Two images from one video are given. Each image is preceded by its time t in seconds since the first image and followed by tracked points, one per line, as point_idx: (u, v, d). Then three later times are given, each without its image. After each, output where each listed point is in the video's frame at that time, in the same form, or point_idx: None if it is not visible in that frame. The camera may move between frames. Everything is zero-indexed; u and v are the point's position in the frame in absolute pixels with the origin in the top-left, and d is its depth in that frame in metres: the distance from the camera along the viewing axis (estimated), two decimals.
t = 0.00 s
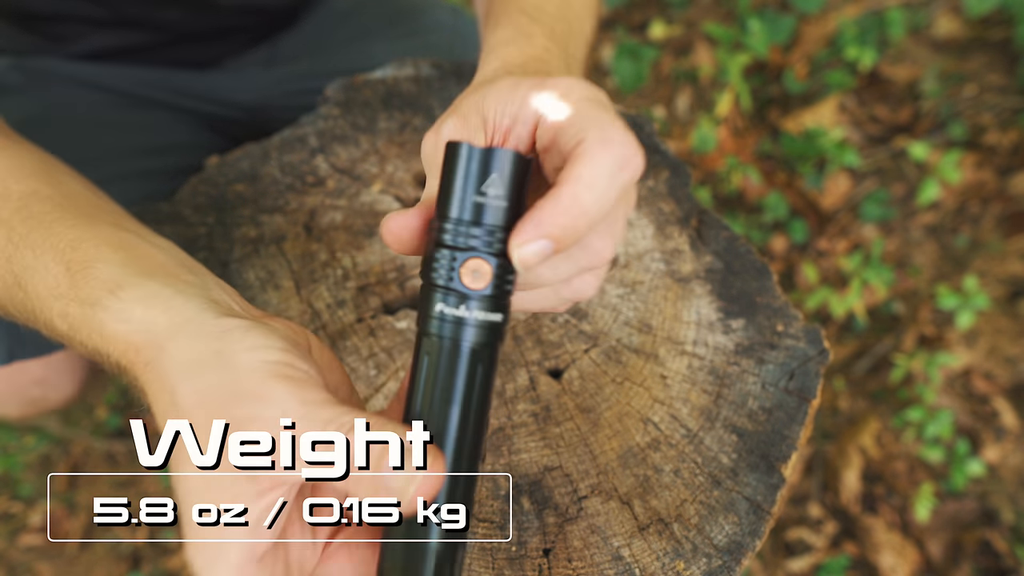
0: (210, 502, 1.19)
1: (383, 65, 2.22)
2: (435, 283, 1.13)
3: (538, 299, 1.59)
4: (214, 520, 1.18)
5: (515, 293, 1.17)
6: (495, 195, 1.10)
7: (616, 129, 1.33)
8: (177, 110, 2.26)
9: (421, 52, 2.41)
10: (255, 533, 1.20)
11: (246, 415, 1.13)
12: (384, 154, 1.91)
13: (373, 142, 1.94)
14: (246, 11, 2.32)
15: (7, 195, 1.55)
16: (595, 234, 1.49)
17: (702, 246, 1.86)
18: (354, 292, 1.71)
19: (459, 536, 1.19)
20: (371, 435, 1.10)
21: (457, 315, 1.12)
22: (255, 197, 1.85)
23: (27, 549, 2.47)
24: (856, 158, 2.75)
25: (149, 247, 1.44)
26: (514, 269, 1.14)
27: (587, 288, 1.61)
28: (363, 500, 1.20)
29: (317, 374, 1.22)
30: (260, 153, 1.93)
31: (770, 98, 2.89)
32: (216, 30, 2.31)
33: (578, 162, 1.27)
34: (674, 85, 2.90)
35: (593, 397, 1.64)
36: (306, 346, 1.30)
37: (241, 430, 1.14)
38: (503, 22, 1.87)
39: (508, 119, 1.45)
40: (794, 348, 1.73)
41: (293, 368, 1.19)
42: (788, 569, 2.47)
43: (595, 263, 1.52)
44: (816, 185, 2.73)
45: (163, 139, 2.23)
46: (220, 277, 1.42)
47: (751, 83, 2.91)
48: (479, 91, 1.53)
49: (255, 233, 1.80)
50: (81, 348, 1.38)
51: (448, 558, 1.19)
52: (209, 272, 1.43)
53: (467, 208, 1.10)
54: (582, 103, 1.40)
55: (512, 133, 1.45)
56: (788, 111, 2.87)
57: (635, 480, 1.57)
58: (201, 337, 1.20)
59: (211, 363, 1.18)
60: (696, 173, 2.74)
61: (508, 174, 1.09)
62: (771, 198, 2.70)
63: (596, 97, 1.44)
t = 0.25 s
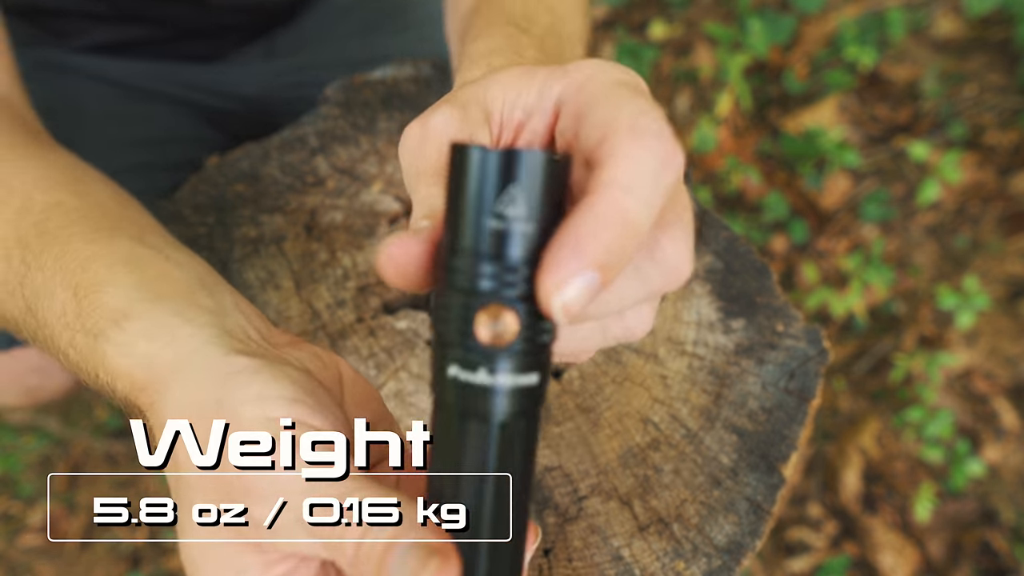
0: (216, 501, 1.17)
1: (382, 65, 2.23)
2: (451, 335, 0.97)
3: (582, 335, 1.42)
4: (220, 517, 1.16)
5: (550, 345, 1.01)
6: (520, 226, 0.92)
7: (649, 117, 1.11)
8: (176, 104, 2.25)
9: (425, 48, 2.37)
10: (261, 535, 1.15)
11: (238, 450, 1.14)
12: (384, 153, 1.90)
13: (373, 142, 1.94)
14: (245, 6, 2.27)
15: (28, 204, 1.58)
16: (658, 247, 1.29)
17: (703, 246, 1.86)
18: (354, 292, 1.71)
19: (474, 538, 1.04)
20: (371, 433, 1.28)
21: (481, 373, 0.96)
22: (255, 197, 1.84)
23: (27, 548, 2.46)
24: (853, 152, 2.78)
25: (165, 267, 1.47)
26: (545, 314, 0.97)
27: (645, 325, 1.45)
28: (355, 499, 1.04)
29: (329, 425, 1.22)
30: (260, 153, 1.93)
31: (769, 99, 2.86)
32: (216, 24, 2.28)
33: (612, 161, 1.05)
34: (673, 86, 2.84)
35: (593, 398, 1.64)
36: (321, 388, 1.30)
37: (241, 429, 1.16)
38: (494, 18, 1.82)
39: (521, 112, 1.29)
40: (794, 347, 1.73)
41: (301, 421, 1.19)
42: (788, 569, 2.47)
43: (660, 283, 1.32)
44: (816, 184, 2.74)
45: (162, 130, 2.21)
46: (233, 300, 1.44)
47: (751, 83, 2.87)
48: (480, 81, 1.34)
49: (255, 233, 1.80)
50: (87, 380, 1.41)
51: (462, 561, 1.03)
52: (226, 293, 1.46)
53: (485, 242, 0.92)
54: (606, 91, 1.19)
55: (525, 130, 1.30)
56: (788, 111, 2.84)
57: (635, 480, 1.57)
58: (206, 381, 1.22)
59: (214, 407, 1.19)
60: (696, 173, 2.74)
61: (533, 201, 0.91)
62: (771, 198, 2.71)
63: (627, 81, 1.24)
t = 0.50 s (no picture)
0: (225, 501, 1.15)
1: (382, 65, 2.24)
2: (471, 372, 0.92)
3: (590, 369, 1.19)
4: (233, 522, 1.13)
5: (570, 379, 0.96)
6: (545, 266, 0.86)
7: (657, 153, 1.04)
8: (177, 104, 2.24)
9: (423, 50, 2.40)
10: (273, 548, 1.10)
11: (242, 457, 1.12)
12: (383, 153, 1.90)
13: (373, 142, 1.94)
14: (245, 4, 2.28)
15: (42, 214, 1.58)
16: (680, 277, 1.04)
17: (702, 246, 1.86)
18: (354, 292, 1.71)
19: (488, 539, 1.00)
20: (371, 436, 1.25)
21: (501, 410, 0.91)
22: (255, 197, 1.85)
23: (28, 549, 2.45)
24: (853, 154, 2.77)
25: (175, 278, 1.49)
26: (568, 352, 0.91)
27: (657, 358, 1.21)
28: (356, 499, 1.04)
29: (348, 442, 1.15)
30: (261, 153, 1.93)
31: (769, 99, 2.85)
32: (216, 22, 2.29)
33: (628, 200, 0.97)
34: (673, 86, 2.82)
35: (594, 397, 1.64)
36: (337, 406, 1.24)
37: (241, 429, 1.15)
38: (485, 38, 1.84)
39: (533, 153, 1.20)
40: (794, 347, 1.73)
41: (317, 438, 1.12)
42: (788, 569, 2.42)
43: (676, 316, 1.08)
44: (815, 185, 2.73)
45: (163, 131, 2.21)
46: (244, 312, 1.45)
47: (751, 83, 2.85)
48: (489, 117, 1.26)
49: (255, 233, 1.80)
50: (100, 392, 1.43)
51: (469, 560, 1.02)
52: (237, 304, 1.47)
53: (508, 281, 0.86)
54: (617, 125, 1.10)
55: (539, 169, 1.20)
56: (788, 111, 2.83)
57: (635, 480, 1.57)
58: (219, 396, 1.19)
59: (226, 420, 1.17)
60: (696, 172, 2.73)
61: (558, 239, 0.86)
62: (771, 198, 2.70)
63: (636, 118, 1.15)
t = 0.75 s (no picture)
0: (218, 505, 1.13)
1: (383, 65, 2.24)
2: (466, 348, 0.93)
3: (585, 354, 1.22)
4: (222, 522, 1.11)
5: (566, 360, 0.97)
6: (544, 239, 0.87)
7: (659, 134, 1.02)
8: (178, 106, 2.25)
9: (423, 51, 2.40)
10: (259, 543, 1.09)
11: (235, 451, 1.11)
12: (383, 152, 1.90)
13: (372, 141, 1.93)
14: (245, 6, 2.28)
15: (38, 213, 1.58)
16: (676, 261, 1.05)
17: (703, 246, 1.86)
18: (354, 291, 1.71)
19: (478, 538, 0.99)
20: (371, 435, 1.26)
21: (496, 387, 0.91)
22: (255, 197, 1.85)
23: (28, 549, 2.45)
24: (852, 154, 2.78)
25: (166, 273, 1.48)
26: (565, 328, 0.92)
27: (653, 348, 1.24)
28: (356, 499, 1.02)
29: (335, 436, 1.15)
30: (261, 153, 1.93)
31: (769, 99, 2.84)
32: (217, 24, 2.29)
33: (632, 178, 0.96)
34: (673, 86, 2.82)
35: (594, 398, 1.64)
36: (328, 400, 1.24)
37: (241, 429, 1.13)
38: (492, 39, 1.84)
39: (534, 143, 1.19)
40: (794, 347, 1.73)
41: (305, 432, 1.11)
42: (788, 569, 2.41)
43: (677, 303, 1.08)
44: (814, 185, 2.73)
45: (164, 133, 2.21)
46: (238, 307, 1.45)
47: (751, 83, 2.85)
48: (493, 110, 1.25)
49: (255, 233, 1.80)
50: (91, 386, 1.43)
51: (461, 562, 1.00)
52: (231, 300, 1.47)
53: (508, 254, 0.87)
54: (617, 112, 1.08)
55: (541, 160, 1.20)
56: (788, 111, 2.83)
57: (635, 480, 1.57)
58: (208, 389, 1.19)
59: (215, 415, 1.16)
60: (697, 172, 2.73)
61: (558, 213, 0.87)
62: (771, 199, 2.70)
63: (638, 107, 1.13)
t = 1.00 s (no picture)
0: (191, 504, 1.14)
1: (383, 65, 2.25)
2: (447, 327, 0.92)
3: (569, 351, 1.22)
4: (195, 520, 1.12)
5: (548, 347, 0.96)
6: (529, 218, 0.87)
7: (653, 126, 1.02)
8: (176, 107, 2.25)
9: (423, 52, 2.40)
10: (227, 539, 1.09)
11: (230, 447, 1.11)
12: (383, 152, 1.90)
13: (372, 141, 1.93)
14: (245, 7, 2.28)
15: (25, 211, 1.59)
16: (664, 259, 1.05)
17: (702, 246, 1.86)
18: (354, 291, 1.71)
19: (457, 539, 0.98)
20: (370, 435, 1.26)
21: (476, 368, 0.91)
22: (255, 197, 1.85)
23: (28, 549, 2.45)
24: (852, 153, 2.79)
25: (149, 268, 1.49)
26: (547, 312, 0.91)
27: (637, 348, 1.25)
28: (356, 498, 1.01)
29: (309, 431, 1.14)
30: (261, 154, 1.93)
31: (769, 99, 2.84)
32: (216, 25, 2.29)
33: (618, 164, 0.96)
34: (673, 86, 2.82)
35: (594, 398, 1.64)
36: (307, 395, 1.23)
37: (241, 428, 1.11)
38: (493, 38, 1.84)
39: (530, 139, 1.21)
40: (794, 347, 1.73)
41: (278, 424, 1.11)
42: (788, 569, 2.41)
43: (663, 301, 1.08)
44: (814, 185, 2.73)
45: (164, 135, 2.21)
46: (220, 303, 1.46)
47: (751, 83, 2.85)
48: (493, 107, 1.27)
49: (255, 233, 1.80)
50: (72, 381, 1.44)
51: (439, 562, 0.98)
52: (214, 296, 1.48)
53: (493, 233, 0.87)
54: (611, 105, 1.08)
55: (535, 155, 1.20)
56: (788, 111, 2.83)
57: (635, 480, 1.57)
58: (184, 381, 1.19)
59: (190, 409, 1.16)
60: (696, 172, 2.73)
61: (545, 193, 0.87)
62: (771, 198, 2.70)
63: (632, 102, 1.13)
